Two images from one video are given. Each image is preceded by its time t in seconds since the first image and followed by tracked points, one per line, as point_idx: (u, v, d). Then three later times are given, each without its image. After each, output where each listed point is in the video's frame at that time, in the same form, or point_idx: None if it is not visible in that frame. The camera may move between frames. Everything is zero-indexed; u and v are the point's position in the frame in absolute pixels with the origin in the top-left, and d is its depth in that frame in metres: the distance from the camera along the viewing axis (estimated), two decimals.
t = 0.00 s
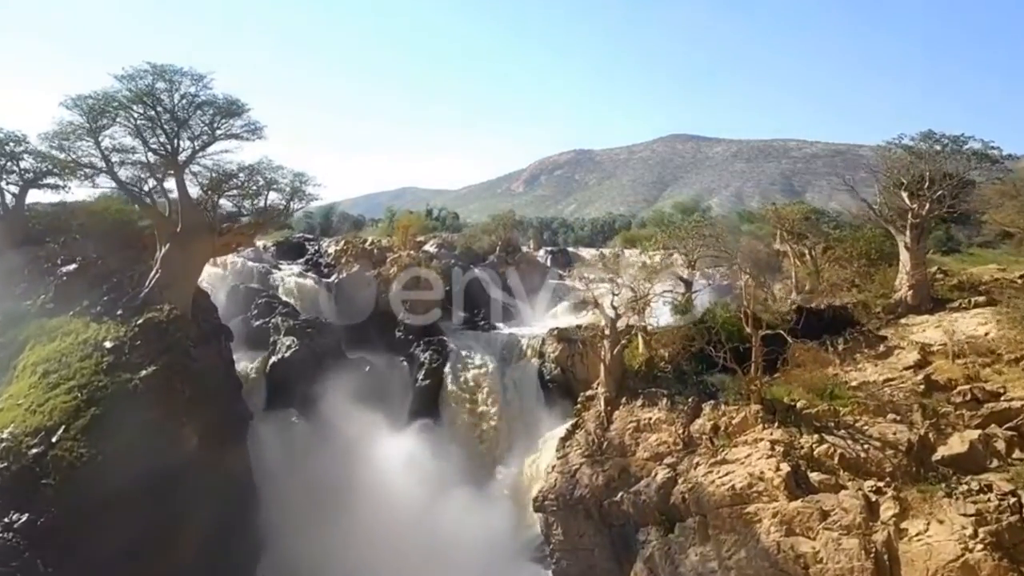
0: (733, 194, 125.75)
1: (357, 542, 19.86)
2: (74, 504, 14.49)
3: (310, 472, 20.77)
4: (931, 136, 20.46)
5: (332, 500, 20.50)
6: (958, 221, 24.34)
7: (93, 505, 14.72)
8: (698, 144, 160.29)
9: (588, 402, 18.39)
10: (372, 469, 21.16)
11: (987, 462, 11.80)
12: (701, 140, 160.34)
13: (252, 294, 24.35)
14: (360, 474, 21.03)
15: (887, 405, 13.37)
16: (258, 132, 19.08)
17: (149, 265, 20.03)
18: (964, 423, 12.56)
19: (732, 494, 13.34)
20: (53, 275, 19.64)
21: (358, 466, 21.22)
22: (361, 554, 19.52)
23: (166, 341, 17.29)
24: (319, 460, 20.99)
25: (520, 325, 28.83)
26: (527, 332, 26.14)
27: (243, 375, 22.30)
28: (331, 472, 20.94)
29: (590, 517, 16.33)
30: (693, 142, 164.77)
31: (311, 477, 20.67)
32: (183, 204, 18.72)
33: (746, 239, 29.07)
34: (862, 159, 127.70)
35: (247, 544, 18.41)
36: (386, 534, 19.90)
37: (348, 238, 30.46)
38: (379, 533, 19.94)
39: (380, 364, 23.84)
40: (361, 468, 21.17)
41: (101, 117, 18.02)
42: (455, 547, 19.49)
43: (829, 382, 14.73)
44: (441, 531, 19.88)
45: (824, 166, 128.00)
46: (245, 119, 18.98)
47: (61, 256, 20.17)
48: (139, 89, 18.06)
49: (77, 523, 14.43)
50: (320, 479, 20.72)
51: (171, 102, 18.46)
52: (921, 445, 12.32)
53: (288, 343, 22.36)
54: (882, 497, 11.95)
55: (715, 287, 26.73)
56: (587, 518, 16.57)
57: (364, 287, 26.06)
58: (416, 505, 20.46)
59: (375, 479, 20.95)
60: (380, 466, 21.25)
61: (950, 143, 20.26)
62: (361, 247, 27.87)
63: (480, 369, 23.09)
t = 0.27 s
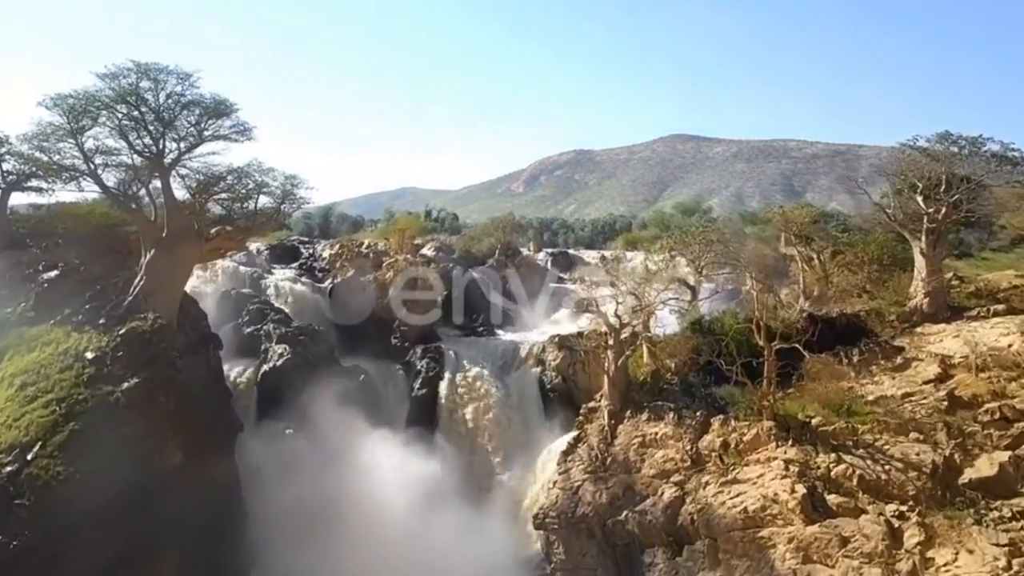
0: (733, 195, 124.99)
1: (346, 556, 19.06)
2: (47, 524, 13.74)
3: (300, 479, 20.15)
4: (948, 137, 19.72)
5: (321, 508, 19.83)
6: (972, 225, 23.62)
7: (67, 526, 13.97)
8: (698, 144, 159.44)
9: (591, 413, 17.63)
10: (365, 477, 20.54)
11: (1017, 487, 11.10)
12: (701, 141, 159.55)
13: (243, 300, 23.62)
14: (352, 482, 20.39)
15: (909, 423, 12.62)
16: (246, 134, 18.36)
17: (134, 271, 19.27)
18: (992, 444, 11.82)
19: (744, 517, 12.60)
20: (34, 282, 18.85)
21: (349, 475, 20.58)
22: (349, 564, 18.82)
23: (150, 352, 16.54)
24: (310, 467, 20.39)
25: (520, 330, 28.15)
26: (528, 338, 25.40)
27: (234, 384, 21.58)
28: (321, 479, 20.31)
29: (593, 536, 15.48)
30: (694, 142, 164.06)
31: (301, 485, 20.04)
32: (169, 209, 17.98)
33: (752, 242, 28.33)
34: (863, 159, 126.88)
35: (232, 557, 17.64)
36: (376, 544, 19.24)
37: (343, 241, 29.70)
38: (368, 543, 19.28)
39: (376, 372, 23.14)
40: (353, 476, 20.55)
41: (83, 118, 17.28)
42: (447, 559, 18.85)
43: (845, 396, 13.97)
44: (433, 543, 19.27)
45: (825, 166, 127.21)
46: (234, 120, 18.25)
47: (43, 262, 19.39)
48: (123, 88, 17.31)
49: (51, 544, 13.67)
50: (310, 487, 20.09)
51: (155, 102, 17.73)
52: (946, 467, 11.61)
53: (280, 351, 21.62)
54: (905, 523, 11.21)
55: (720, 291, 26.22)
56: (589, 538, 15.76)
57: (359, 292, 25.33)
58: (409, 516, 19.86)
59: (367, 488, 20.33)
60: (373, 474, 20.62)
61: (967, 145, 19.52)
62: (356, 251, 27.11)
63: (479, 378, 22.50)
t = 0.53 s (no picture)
0: (733, 196, 124.26)
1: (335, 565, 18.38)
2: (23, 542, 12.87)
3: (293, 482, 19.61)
4: (963, 138, 19.08)
5: (312, 512, 19.25)
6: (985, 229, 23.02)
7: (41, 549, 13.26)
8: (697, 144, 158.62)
9: (594, 425, 16.96)
10: (359, 482, 20.00)
11: None
12: (700, 141, 158.78)
13: (235, 306, 22.98)
14: (346, 487, 19.86)
15: (930, 441, 11.97)
16: (236, 135, 17.72)
17: (120, 277, 18.57)
18: (1020, 465, 11.17)
19: (757, 540, 11.92)
20: (16, 288, 18.16)
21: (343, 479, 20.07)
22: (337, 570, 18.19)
23: (134, 363, 15.88)
24: (303, 471, 19.88)
25: (520, 336, 27.51)
26: (528, 345, 24.79)
27: (225, 393, 20.93)
28: (314, 483, 19.76)
29: (595, 554, 14.59)
30: (694, 143, 163.41)
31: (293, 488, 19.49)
32: (156, 213, 17.33)
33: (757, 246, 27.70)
34: (863, 159, 126.10)
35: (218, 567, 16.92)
36: (367, 551, 18.64)
37: (339, 244, 29.04)
38: (358, 550, 18.67)
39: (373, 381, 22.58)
40: (346, 482, 19.98)
41: (64, 118, 16.63)
42: (440, 568, 18.24)
43: (861, 411, 13.34)
44: (426, 552, 18.69)
45: (825, 166, 126.45)
46: (223, 120, 17.62)
47: (25, 268, 18.69)
48: (107, 87, 16.65)
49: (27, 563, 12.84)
50: (302, 491, 19.57)
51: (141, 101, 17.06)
52: (971, 488, 10.96)
53: (272, 359, 20.97)
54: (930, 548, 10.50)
55: (723, 292, 25.75)
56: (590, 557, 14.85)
57: (355, 298, 24.69)
58: (402, 523, 19.28)
59: (361, 494, 19.80)
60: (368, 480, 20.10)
61: (984, 146, 18.86)
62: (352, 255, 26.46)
63: (477, 386, 21.93)
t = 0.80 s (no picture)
0: (733, 196, 123.54)
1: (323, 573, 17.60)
2: None
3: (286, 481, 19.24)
4: (980, 140, 18.42)
5: (300, 516, 18.70)
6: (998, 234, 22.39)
7: (11, 573, 12.59)
8: (697, 144, 157.88)
9: (597, 438, 16.33)
10: (354, 488, 19.65)
11: None
12: (700, 141, 158.05)
13: (226, 312, 22.31)
14: (340, 492, 19.49)
15: (953, 463, 11.35)
16: (225, 137, 17.04)
17: (104, 283, 17.84)
18: None
19: (771, 566, 11.23)
20: None
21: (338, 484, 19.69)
22: (321, 571, 17.53)
23: (118, 375, 15.18)
24: (299, 470, 19.55)
25: (520, 342, 26.88)
26: (529, 352, 24.15)
27: (216, 402, 20.29)
28: (304, 488, 19.29)
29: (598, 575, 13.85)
30: (694, 143, 162.76)
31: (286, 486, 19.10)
32: (141, 218, 16.65)
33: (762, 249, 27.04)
34: (863, 159, 125.40)
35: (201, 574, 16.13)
36: (354, 556, 18.06)
37: (334, 247, 28.35)
38: (345, 555, 18.08)
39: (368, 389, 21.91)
40: (335, 492, 19.48)
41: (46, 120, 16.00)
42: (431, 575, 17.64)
43: (879, 428, 12.68)
44: (419, 560, 18.11)
45: (825, 166, 125.75)
46: (212, 122, 16.97)
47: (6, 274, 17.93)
48: (90, 86, 15.96)
49: None
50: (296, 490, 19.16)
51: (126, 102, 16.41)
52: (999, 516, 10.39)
53: (264, 368, 20.32)
54: None
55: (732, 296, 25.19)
56: None
57: (350, 303, 24.02)
58: (394, 532, 18.81)
59: (351, 504, 19.31)
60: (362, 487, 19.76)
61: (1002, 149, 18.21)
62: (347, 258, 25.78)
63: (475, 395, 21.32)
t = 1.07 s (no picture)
0: (734, 197, 122.77)
1: None
2: None
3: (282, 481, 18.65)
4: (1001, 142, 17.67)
5: (290, 530, 17.83)
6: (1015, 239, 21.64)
7: None
8: (697, 144, 156.76)
9: (599, 453, 15.58)
10: (347, 500, 18.71)
11: None
12: (700, 141, 157.15)
13: (216, 319, 21.58)
14: (334, 497, 18.67)
15: (984, 490, 10.62)
16: (212, 138, 16.31)
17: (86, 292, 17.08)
18: None
19: None
20: None
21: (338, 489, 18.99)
22: None
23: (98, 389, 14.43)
24: (290, 482, 18.71)
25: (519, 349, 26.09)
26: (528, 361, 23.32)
27: (204, 413, 19.57)
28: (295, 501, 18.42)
29: None
30: (695, 143, 161.97)
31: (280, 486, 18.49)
32: (123, 222, 15.91)
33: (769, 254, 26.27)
34: (864, 159, 124.46)
35: None
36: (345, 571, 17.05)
37: (329, 252, 27.60)
38: (333, 564, 17.20)
39: (362, 401, 21.22)
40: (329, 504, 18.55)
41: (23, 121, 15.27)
42: None
43: (902, 450, 11.95)
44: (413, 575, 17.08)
45: (826, 166, 124.84)
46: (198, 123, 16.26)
47: None
48: (70, 86, 15.29)
49: None
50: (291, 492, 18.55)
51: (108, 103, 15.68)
52: None
53: (255, 378, 19.61)
54: None
55: (742, 302, 24.54)
56: None
57: (344, 309, 23.25)
58: (388, 545, 17.81)
59: (345, 516, 18.33)
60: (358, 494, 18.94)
61: None
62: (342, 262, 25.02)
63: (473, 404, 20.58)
